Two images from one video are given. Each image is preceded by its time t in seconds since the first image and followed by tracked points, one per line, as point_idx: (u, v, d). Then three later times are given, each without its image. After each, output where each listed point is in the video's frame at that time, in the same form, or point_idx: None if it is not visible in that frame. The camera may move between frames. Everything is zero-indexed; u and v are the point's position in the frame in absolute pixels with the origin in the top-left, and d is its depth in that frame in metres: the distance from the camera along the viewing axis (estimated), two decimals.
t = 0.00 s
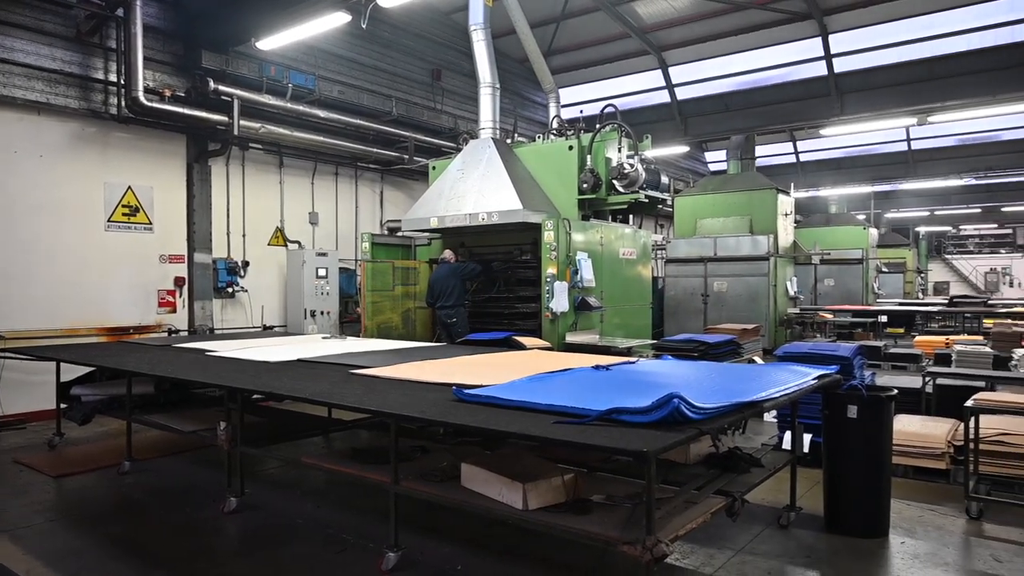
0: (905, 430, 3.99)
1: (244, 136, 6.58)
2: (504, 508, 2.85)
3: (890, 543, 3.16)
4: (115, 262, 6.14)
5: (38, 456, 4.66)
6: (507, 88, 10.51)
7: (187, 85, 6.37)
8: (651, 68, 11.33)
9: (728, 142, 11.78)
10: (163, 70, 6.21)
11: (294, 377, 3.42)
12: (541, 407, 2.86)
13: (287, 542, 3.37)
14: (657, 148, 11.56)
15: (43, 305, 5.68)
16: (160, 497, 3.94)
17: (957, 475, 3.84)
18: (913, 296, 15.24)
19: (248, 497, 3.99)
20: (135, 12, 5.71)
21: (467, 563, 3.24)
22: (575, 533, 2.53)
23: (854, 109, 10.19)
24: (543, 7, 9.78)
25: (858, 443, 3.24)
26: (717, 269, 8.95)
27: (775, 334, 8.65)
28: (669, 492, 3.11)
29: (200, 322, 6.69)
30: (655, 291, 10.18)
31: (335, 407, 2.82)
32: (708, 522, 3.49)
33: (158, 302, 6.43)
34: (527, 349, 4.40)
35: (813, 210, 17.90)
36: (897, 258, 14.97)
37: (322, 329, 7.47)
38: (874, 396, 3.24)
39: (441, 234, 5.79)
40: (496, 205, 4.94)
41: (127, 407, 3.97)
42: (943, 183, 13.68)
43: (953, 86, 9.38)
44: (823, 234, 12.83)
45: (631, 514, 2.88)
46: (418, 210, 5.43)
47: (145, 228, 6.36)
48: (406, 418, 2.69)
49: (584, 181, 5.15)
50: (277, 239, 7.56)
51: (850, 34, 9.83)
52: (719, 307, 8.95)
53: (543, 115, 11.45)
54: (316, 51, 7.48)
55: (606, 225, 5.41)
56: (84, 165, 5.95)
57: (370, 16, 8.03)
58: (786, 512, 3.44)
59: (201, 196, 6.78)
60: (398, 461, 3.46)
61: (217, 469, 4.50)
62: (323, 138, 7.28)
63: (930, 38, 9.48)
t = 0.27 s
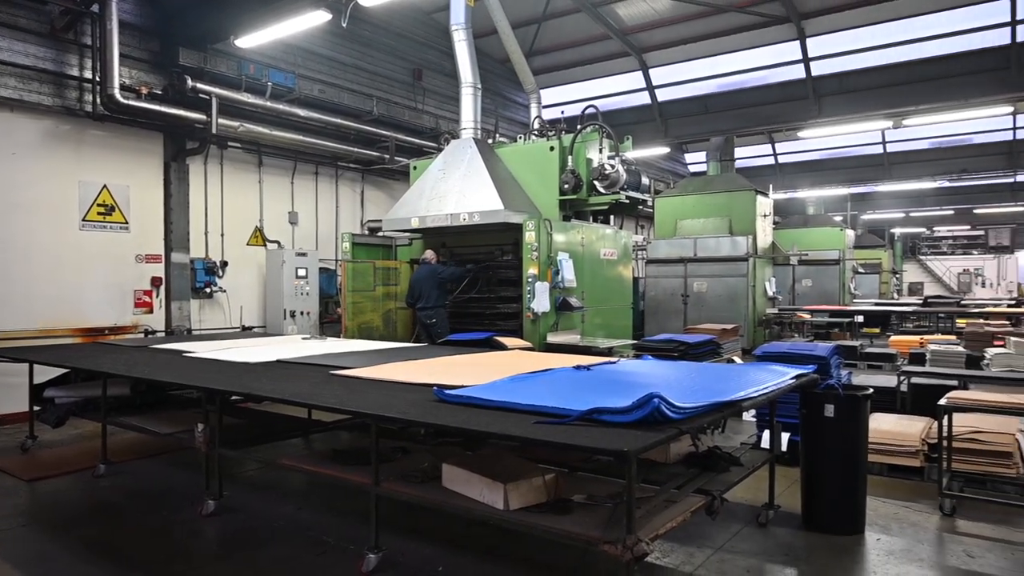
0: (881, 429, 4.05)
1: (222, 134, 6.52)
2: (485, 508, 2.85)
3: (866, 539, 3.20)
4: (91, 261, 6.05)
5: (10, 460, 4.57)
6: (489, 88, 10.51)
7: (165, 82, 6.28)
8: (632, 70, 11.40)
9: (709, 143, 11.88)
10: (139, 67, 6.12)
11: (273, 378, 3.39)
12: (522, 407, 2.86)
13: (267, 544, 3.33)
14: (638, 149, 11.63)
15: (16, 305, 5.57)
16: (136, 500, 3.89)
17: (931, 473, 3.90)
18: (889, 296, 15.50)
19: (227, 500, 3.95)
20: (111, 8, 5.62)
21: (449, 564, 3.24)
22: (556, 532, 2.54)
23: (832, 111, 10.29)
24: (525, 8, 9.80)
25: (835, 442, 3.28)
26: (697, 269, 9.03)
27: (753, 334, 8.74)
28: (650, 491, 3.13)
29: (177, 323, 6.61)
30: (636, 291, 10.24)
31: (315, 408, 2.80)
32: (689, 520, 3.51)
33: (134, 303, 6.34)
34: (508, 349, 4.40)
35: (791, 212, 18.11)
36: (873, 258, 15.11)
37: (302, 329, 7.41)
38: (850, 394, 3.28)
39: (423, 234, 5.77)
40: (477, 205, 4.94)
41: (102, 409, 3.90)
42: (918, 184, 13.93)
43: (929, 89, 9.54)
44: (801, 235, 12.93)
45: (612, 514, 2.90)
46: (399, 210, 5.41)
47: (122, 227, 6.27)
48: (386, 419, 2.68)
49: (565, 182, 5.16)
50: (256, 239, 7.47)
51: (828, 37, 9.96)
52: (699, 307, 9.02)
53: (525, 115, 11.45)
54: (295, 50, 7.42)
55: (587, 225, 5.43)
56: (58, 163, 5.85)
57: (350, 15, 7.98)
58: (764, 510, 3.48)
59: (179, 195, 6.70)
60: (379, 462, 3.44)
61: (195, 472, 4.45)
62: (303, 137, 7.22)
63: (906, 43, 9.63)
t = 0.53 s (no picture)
0: (854, 427, 4.11)
1: (198, 133, 6.44)
2: (464, 509, 2.85)
3: (841, 536, 3.24)
4: (62, 261, 5.94)
5: None
6: (467, 88, 10.50)
7: (139, 80, 6.19)
8: (610, 72, 11.47)
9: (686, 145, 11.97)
10: (113, 64, 6.01)
11: (248, 380, 3.35)
12: (500, 407, 2.85)
13: (242, 548, 3.29)
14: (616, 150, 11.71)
15: None
16: (108, 504, 3.82)
17: (903, 470, 3.96)
18: (862, 296, 15.77)
19: (201, 503, 3.89)
20: (83, 4, 5.52)
21: (427, 565, 3.22)
22: (534, 533, 2.54)
23: (806, 115, 10.57)
24: (504, 8, 9.81)
25: (810, 440, 3.31)
26: (674, 269, 9.10)
27: (730, 334, 8.78)
28: (628, 491, 3.14)
29: (151, 324, 6.51)
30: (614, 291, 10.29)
31: (291, 410, 2.77)
32: (666, 519, 3.53)
33: (107, 303, 6.23)
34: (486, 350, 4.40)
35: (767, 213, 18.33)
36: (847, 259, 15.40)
37: (279, 330, 7.35)
38: (825, 393, 3.33)
39: (401, 235, 5.74)
40: (456, 205, 4.93)
41: (73, 412, 3.82)
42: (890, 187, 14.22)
43: (901, 93, 9.72)
44: (776, 237, 13.11)
45: (590, 513, 2.91)
46: (377, 210, 5.38)
47: (94, 227, 6.17)
48: (363, 421, 2.66)
49: (543, 183, 5.17)
50: (233, 239, 7.39)
51: (804, 41, 10.09)
52: (676, 307, 9.10)
53: (503, 115, 11.45)
54: (272, 48, 7.35)
55: (565, 226, 5.44)
56: (28, 161, 5.74)
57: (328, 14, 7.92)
58: (741, 508, 3.51)
59: (153, 195, 6.61)
60: (356, 464, 3.41)
61: (169, 475, 4.38)
62: (280, 136, 7.15)
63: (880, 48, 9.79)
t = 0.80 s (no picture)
0: (828, 426, 4.17)
1: (172, 131, 6.35)
2: (441, 510, 2.84)
3: (815, 534, 3.29)
4: (30, 261, 5.81)
5: None
6: (445, 88, 10.48)
7: (110, 76, 6.07)
8: (587, 73, 11.53)
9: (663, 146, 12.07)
10: (83, 61, 5.90)
11: (223, 381, 3.30)
12: (478, 408, 2.85)
13: (217, 552, 3.25)
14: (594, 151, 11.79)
15: None
16: (78, 510, 3.74)
17: (875, 468, 4.02)
18: (835, 296, 16.02)
19: (175, 507, 3.83)
20: None
21: (404, 567, 3.21)
22: (511, 533, 2.53)
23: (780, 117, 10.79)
24: (482, 8, 9.81)
25: (784, 438, 3.35)
26: (651, 270, 9.17)
27: (707, 334, 8.86)
28: (606, 490, 3.15)
29: (122, 325, 6.38)
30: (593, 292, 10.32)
31: (267, 411, 2.74)
32: (644, 519, 3.55)
33: (77, 304, 6.11)
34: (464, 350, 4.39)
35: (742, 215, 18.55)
36: (821, 260, 15.63)
37: (254, 331, 7.27)
38: (799, 392, 3.37)
39: (379, 234, 5.71)
40: (434, 206, 4.91)
41: (41, 415, 3.74)
42: (862, 189, 14.51)
43: (874, 97, 9.90)
44: (753, 238, 13.27)
45: (568, 513, 2.91)
46: (355, 210, 5.34)
47: (64, 226, 6.05)
48: (340, 422, 2.64)
49: (521, 183, 5.17)
50: (207, 239, 7.28)
51: (779, 44, 10.22)
52: (654, 307, 9.16)
53: (481, 116, 11.44)
54: (248, 45, 7.27)
55: (543, 226, 5.45)
56: None
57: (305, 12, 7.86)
58: (717, 507, 3.54)
59: (125, 193, 6.50)
60: (333, 466, 3.39)
61: (142, 479, 4.31)
62: (255, 134, 7.07)
63: (853, 52, 9.96)
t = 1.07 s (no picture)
0: (803, 424, 4.22)
1: (145, 129, 6.26)
2: (420, 511, 2.83)
3: (790, 531, 3.32)
4: None
5: None
6: (425, 88, 10.46)
7: (83, 73, 5.97)
8: (566, 74, 11.58)
9: (641, 148, 12.15)
10: (54, 57, 5.79)
11: (198, 382, 3.26)
12: (456, 408, 2.84)
13: (192, 556, 3.20)
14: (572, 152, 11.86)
15: None
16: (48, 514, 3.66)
17: (848, 465, 4.08)
18: (810, 297, 16.27)
19: (148, 511, 3.77)
20: None
21: (383, 569, 3.19)
22: (490, 534, 2.53)
23: (757, 120, 10.97)
24: (460, 9, 9.80)
25: (760, 437, 3.37)
26: (630, 270, 9.23)
27: (685, 334, 8.97)
28: (585, 489, 3.17)
29: (95, 326, 6.27)
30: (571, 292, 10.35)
31: (244, 412, 2.71)
32: (622, 518, 3.57)
33: (48, 305, 6.00)
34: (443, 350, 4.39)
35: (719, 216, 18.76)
36: (796, 260, 15.81)
37: (230, 332, 7.19)
38: (775, 391, 3.39)
39: (356, 235, 5.65)
40: (413, 206, 4.90)
41: (10, 418, 3.65)
42: (836, 191, 14.80)
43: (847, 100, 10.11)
44: (729, 238, 13.42)
45: (547, 513, 2.92)
46: (333, 210, 5.31)
47: (34, 224, 5.93)
48: (317, 423, 2.62)
49: (501, 183, 5.18)
50: (182, 238, 7.20)
51: (754, 48, 10.36)
52: (632, 307, 9.23)
53: (461, 116, 11.44)
54: (224, 43, 7.19)
55: (522, 226, 5.46)
56: None
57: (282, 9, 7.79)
58: (694, 505, 3.56)
59: (97, 192, 6.39)
60: (311, 468, 3.36)
61: (114, 482, 4.24)
62: (231, 133, 7.00)
63: (827, 55, 10.12)
